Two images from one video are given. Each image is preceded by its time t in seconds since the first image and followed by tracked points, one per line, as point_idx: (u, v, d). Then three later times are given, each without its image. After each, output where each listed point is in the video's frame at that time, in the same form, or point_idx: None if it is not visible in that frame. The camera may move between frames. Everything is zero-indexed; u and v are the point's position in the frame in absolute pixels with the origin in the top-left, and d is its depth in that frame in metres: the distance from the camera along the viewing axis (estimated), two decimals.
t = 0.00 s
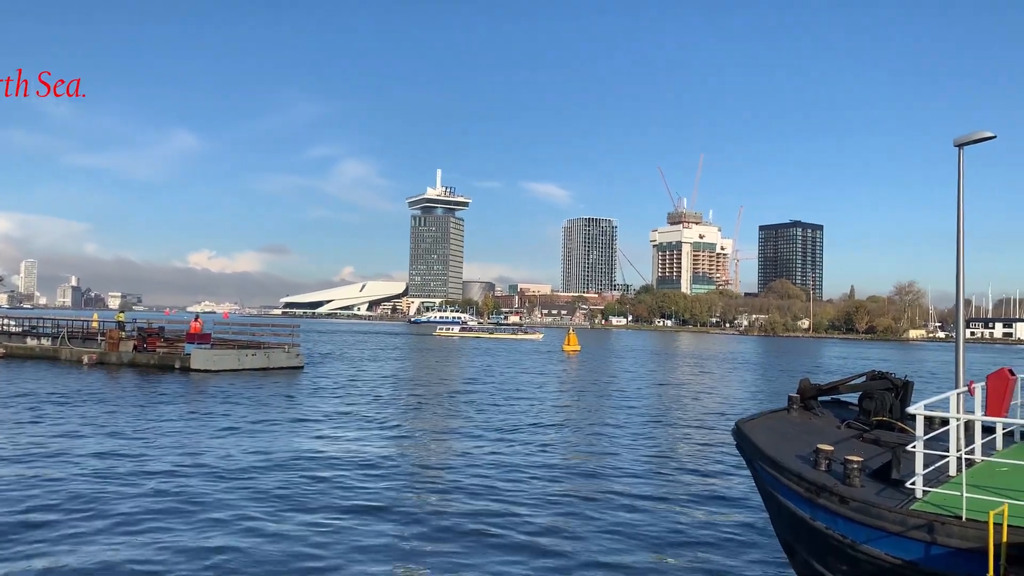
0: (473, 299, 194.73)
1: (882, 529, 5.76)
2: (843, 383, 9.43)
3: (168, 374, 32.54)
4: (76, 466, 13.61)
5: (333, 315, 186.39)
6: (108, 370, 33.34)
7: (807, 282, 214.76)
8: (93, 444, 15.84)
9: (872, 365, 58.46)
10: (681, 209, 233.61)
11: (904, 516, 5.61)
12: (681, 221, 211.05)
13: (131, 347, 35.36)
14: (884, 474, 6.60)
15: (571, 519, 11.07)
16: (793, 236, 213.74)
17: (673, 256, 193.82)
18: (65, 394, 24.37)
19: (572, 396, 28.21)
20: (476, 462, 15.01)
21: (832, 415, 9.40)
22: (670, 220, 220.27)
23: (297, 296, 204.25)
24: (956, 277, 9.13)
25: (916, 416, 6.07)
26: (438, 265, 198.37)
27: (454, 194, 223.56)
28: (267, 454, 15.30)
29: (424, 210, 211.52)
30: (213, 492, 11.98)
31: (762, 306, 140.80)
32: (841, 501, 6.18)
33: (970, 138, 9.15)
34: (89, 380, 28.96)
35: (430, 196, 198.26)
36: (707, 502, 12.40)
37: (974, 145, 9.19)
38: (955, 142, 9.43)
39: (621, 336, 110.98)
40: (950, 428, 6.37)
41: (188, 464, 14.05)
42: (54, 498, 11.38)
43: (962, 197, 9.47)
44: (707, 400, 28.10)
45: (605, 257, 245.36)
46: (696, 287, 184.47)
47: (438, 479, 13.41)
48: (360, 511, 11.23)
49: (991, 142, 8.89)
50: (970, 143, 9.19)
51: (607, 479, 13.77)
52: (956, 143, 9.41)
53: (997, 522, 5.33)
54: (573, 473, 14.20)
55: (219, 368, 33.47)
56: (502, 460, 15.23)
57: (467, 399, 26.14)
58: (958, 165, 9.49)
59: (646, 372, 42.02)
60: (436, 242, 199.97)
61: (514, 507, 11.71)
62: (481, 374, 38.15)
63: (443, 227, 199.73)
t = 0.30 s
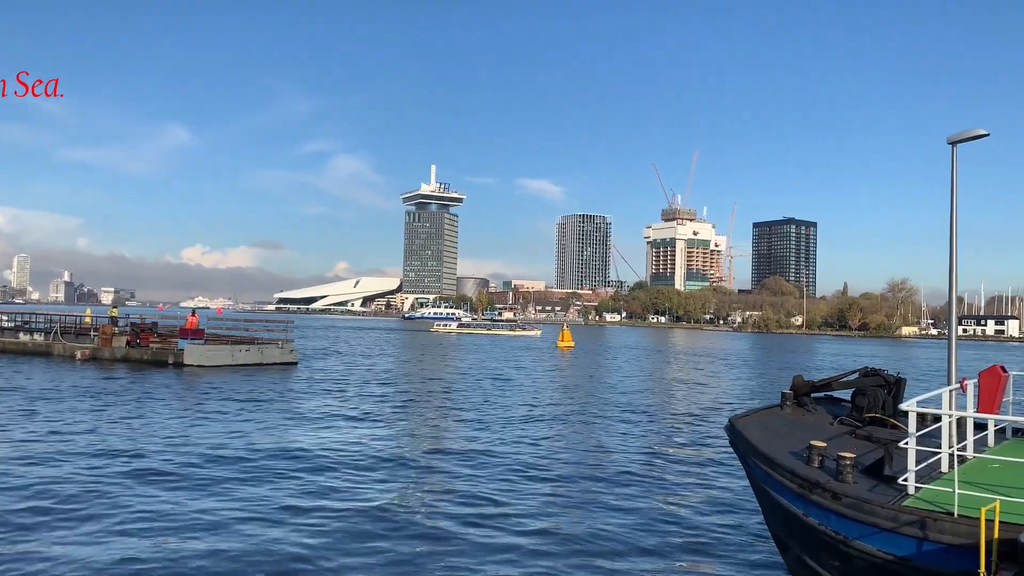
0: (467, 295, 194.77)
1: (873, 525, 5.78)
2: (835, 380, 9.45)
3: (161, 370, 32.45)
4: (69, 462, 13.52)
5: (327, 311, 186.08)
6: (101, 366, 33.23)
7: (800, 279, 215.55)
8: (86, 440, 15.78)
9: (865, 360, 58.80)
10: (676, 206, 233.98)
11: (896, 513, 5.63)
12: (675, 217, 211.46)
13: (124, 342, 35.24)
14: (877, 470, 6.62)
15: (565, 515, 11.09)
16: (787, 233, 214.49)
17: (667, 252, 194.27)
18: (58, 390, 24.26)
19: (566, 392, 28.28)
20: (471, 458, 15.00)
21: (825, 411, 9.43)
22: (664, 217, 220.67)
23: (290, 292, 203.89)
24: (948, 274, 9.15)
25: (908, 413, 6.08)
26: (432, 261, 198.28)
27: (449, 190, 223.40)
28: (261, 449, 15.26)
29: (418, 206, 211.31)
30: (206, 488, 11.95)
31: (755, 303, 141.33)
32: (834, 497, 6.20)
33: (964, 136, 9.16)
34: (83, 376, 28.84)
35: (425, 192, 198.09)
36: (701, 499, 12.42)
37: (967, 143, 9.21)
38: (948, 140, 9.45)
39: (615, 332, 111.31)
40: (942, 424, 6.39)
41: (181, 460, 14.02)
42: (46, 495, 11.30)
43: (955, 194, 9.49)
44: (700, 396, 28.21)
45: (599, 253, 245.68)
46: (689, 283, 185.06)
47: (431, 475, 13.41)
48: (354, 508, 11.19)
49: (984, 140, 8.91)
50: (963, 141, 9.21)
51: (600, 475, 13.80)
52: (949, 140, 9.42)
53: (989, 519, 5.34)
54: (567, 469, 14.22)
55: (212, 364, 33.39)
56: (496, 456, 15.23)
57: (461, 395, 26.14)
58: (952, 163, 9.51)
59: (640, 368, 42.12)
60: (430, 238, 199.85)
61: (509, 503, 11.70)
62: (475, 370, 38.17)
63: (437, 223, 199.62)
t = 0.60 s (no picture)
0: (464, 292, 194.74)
1: (870, 522, 5.78)
2: (832, 377, 9.45)
3: (158, 366, 32.38)
4: (65, 459, 13.48)
5: (324, 308, 185.84)
6: (97, 363, 33.16)
7: (797, 277, 215.92)
8: (82, 437, 15.75)
9: (861, 358, 58.91)
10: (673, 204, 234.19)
11: (892, 510, 5.63)
12: (672, 215, 211.59)
13: (120, 339, 35.14)
14: (874, 467, 6.62)
15: (562, 512, 11.08)
16: (784, 230, 214.85)
17: (664, 250, 194.48)
18: (54, 387, 24.20)
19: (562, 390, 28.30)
20: (468, 455, 14.99)
21: (822, 408, 9.43)
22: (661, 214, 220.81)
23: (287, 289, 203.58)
24: (944, 272, 9.16)
25: (905, 410, 6.07)
26: (429, 258, 198.17)
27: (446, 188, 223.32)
28: (257, 446, 15.23)
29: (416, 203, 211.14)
30: (201, 485, 11.94)
31: (752, 300, 141.56)
32: (830, 494, 6.20)
33: (961, 134, 9.17)
34: (80, 373, 28.79)
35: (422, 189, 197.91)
36: (698, 496, 12.43)
37: (964, 141, 9.22)
38: (945, 138, 9.46)
39: (612, 330, 111.42)
40: (938, 421, 6.39)
41: (178, 457, 14.00)
42: (42, 491, 11.25)
43: (952, 192, 9.49)
44: (697, 394, 28.23)
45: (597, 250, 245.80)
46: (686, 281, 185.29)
47: (427, 472, 13.41)
48: (351, 505, 11.17)
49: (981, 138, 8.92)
50: (960, 139, 9.22)
51: (597, 472, 13.80)
52: (947, 138, 9.42)
53: (985, 516, 5.34)
54: (564, 466, 14.22)
55: (209, 361, 33.32)
56: (493, 453, 15.23)
57: (459, 392, 26.14)
58: (949, 161, 9.52)
59: (637, 365, 42.14)
60: (428, 236, 199.77)
61: (506, 500, 11.71)
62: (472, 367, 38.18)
63: (434, 221, 199.46)
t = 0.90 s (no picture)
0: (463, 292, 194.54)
1: (867, 521, 5.78)
2: (829, 376, 9.46)
3: (156, 366, 32.34)
4: (63, 458, 13.47)
5: (323, 307, 185.70)
6: (96, 362, 33.14)
7: (796, 276, 215.86)
8: (79, 435, 15.75)
9: (860, 357, 58.94)
10: (672, 203, 234.15)
11: (890, 509, 5.64)
12: (671, 215, 211.68)
13: (119, 338, 35.09)
14: (871, 467, 6.63)
15: (560, 511, 11.07)
16: (783, 230, 214.98)
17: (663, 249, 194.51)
18: (52, 385, 24.19)
19: (561, 389, 28.26)
20: (466, 454, 15.00)
21: (819, 408, 9.44)
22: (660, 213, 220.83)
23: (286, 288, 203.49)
24: (942, 271, 9.17)
25: (902, 410, 6.08)
26: (427, 258, 198.09)
27: (445, 187, 223.12)
28: (255, 445, 15.25)
29: (415, 202, 210.94)
30: (199, 483, 11.95)
31: (751, 299, 141.59)
32: (828, 493, 6.21)
33: (959, 134, 9.18)
34: (78, 372, 28.77)
35: (421, 188, 197.87)
36: (697, 495, 12.45)
37: (962, 140, 9.23)
38: (942, 137, 9.47)
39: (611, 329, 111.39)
40: (935, 420, 6.40)
41: (176, 455, 14.00)
42: (40, 490, 11.22)
43: (950, 193, 9.50)
44: (695, 393, 28.21)
45: (596, 250, 245.74)
46: (685, 280, 185.49)
47: (425, 471, 13.40)
48: (349, 504, 11.17)
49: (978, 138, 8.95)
50: (958, 138, 9.24)
51: (595, 471, 13.80)
52: (944, 138, 9.45)
53: (983, 515, 5.34)
54: (562, 465, 14.23)
55: (208, 360, 33.30)
56: (491, 452, 15.23)
57: (457, 391, 26.16)
58: (947, 161, 9.53)
59: (636, 365, 42.18)
60: (427, 235, 199.71)
61: (504, 499, 11.71)
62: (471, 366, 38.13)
63: (433, 220, 199.29)
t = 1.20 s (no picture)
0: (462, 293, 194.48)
1: (867, 522, 5.78)
2: (829, 376, 9.46)
3: (156, 367, 32.33)
4: (63, 458, 13.49)
5: (323, 308, 185.62)
6: (95, 363, 33.14)
7: (796, 277, 215.84)
8: (79, 436, 15.75)
9: (861, 358, 58.94)
10: (671, 204, 234.18)
11: (889, 509, 5.64)
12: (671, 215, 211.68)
13: (118, 339, 35.08)
14: (870, 467, 6.63)
15: (558, 512, 11.08)
16: (782, 230, 215.04)
17: (663, 250, 194.53)
18: (51, 386, 24.17)
19: (561, 389, 28.26)
20: (465, 454, 15.01)
21: (819, 408, 9.44)
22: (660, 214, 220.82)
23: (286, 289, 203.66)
24: (941, 271, 9.17)
25: (902, 410, 6.06)
26: (427, 258, 198.13)
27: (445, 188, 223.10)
28: (254, 445, 15.26)
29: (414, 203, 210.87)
30: (198, 484, 11.96)
31: (751, 300, 141.57)
32: (827, 494, 6.21)
33: (958, 134, 9.20)
34: (78, 373, 28.79)
35: (421, 189, 197.84)
36: (696, 495, 12.44)
37: (961, 141, 9.24)
38: (941, 138, 9.49)
39: (611, 329, 111.33)
40: (935, 421, 6.39)
41: (175, 456, 14.00)
42: (40, 491, 11.23)
43: (949, 193, 9.52)
44: (695, 393, 28.22)
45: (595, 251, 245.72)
46: (684, 280, 185.70)
47: (424, 471, 13.41)
48: (348, 504, 11.18)
49: (977, 138, 8.97)
50: (957, 139, 9.25)
51: (594, 471, 13.82)
52: (943, 138, 9.46)
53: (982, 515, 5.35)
54: (561, 465, 14.24)
55: (207, 361, 33.32)
56: (490, 452, 15.24)
57: (457, 392, 26.18)
58: (946, 161, 9.54)
59: (635, 365, 42.25)
60: (426, 236, 199.69)
61: (503, 499, 11.71)
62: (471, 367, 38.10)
63: (433, 220, 199.17)
